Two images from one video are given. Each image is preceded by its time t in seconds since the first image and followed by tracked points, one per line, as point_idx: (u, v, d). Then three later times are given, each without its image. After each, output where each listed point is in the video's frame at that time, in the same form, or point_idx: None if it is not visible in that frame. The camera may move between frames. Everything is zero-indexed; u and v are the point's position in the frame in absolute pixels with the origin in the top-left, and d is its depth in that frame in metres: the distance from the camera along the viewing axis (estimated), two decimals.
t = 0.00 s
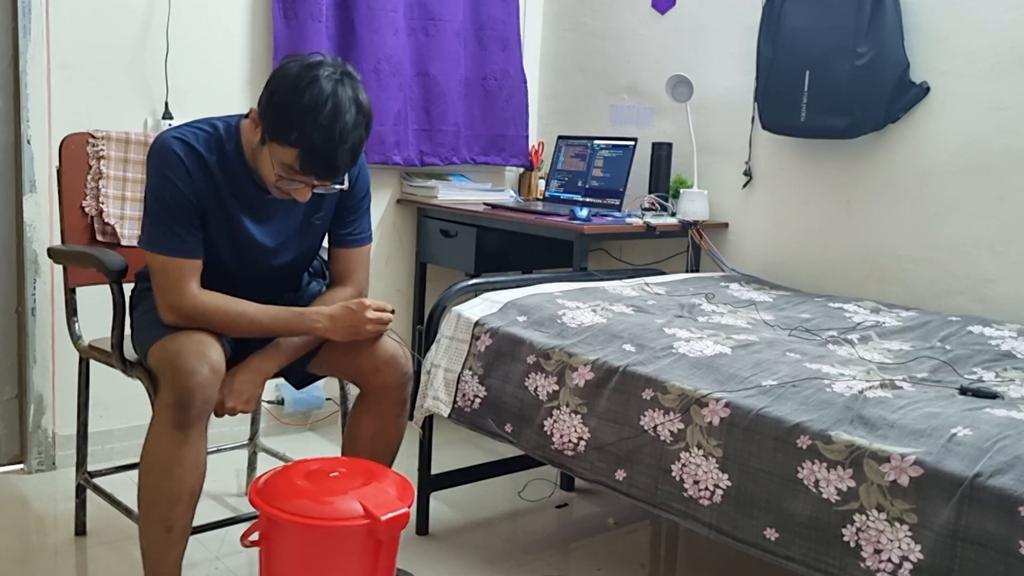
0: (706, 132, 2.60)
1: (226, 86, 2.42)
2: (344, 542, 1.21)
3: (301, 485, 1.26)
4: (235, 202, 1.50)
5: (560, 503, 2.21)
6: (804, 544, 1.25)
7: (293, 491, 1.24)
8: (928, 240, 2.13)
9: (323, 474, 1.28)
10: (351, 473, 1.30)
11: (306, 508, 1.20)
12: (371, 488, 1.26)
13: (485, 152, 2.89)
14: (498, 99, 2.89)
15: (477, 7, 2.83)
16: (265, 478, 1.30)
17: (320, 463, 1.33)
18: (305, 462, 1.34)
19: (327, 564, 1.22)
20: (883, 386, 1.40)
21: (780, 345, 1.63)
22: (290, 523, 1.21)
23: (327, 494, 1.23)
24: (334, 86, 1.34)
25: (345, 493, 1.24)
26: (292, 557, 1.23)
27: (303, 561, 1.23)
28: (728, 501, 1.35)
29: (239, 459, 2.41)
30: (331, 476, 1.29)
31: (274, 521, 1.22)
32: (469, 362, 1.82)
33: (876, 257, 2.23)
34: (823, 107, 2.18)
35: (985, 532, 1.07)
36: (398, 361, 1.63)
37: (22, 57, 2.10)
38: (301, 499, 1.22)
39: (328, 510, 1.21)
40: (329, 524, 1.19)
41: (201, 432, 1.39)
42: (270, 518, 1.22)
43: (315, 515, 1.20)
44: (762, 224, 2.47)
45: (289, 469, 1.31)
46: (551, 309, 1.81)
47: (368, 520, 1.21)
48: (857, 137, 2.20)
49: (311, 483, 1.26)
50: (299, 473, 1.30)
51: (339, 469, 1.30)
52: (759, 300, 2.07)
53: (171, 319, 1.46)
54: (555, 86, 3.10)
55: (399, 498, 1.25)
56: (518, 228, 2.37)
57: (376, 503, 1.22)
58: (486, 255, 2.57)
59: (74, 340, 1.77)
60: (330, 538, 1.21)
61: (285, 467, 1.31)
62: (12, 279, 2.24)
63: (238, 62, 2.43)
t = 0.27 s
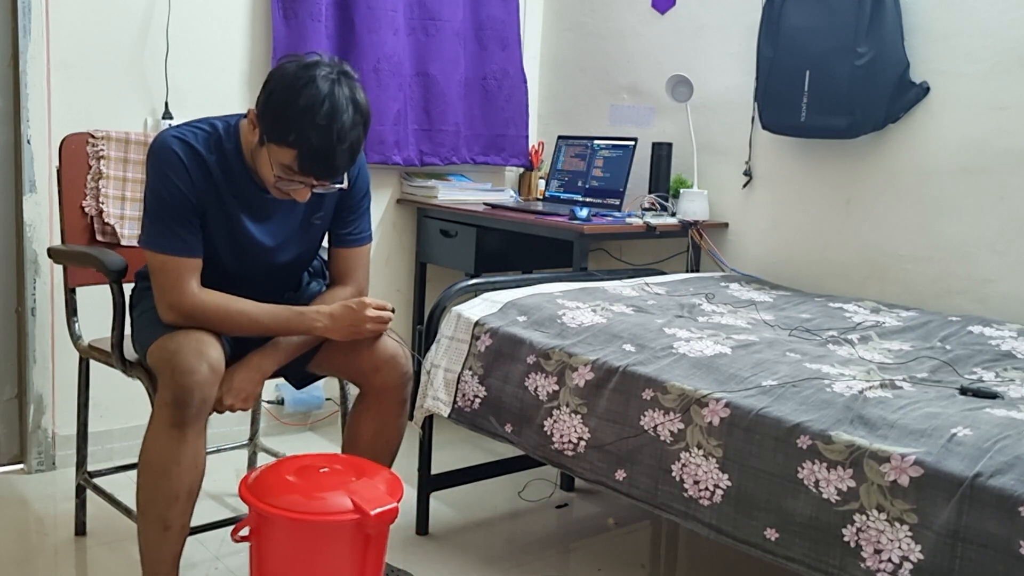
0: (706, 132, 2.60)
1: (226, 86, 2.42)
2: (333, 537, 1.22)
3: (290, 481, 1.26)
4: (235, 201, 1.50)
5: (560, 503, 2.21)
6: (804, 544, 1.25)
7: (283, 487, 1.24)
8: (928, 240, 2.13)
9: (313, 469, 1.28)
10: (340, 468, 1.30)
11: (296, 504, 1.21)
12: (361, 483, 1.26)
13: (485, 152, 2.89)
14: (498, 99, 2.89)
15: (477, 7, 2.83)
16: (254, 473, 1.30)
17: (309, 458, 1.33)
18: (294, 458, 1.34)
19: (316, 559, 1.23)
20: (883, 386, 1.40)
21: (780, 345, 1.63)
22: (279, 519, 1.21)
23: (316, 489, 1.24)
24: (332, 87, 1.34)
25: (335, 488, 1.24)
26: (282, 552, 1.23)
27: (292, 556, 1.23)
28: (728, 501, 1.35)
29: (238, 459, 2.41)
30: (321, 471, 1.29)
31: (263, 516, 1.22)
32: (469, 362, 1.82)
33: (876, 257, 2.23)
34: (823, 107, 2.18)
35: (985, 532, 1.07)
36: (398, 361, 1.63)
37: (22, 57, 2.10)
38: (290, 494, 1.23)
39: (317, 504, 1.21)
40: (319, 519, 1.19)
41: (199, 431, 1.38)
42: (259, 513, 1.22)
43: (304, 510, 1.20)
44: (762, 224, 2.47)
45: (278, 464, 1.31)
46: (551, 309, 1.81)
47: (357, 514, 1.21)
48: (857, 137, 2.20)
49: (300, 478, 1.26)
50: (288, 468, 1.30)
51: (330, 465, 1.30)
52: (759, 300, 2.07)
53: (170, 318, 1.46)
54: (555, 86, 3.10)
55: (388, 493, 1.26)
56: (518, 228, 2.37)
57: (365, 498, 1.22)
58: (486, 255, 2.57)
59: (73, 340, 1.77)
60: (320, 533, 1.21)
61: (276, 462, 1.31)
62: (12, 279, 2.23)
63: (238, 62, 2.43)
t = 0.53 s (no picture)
0: (705, 132, 2.60)
1: (227, 86, 2.42)
2: (323, 532, 1.23)
3: (280, 476, 1.27)
4: (235, 199, 1.50)
5: (560, 503, 2.21)
6: (804, 544, 1.25)
7: (273, 483, 1.26)
8: (928, 240, 2.13)
9: (303, 466, 1.30)
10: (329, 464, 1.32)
11: (287, 499, 1.22)
12: (350, 478, 1.28)
13: (485, 152, 2.89)
14: (498, 99, 2.89)
15: (477, 7, 2.83)
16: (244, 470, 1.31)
17: (299, 455, 1.35)
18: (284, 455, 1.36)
19: (306, 554, 1.24)
20: (883, 386, 1.40)
21: (780, 345, 1.63)
22: (270, 514, 1.22)
23: (306, 485, 1.25)
24: (330, 85, 1.33)
25: (324, 484, 1.26)
26: (272, 547, 1.25)
27: (282, 551, 1.25)
28: (728, 501, 1.35)
29: (238, 459, 2.41)
30: (311, 467, 1.31)
31: (254, 511, 1.24)
32: (469, 362, 1.82)
33: (876, 257, 2.23)
34: (823, 107, 2.18)
35: (984, 532, 1.07)
36: (398, 360, 1.62)
37: (22, 57, 2.10)
38: (281, 490, 1.24)
39: (307, 500, 1.23)
40: (309, 514, 1.21)
41: (195, 427, 1.38)
42: (250, 509, 1.24)
43: (295, 506, 1.22)
44: (762, 224, 2.47)
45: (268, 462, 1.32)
46: (551, 309, 1.81)
47: (346, 510, 1.23)
48: (856, 137, 2.20)
49: (290, 474, 1.28)
50: (278, 465, 1.32)
51: (319, 461, 1.32)
52: (759, 300, 2.07)
53: (169, 314, 1.46)
54: (555, 87, 3.10)
55: (377, 489, 1.27)
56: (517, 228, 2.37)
57: (354, 494, 1.24)
58: (486, 255, 2.57)
59: (74, 340, 1.77)
60: (310, 528, 1.23)
61: (265, 460, 1.33)
62: (12, 279, 2.23)
63: (239, 62, 2.43)
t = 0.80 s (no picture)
0: (706, 132, 2.60)
1: (227, 86, 2.42)
2: (313, 527, 1.24)
3: (270, 473, 1.27)
4: (235, 198, 1.50)
5: (560, 503, 2.21)
6: (804, 544, 1.25)
7: (263, 479, 1.26)
8: (928, 240, 2.13)
9: (293, 462, 1.31)
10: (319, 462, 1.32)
11: (278, 495, 1.22)
12: (340, 474, 1.29)
13: (485, 152, 2.89)
14: (498, 99, 2.89)
15: (477, 7, 2.83)
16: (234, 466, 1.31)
17: (288, 452, 1.35)
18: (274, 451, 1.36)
19: (297, 549, 1.25)
20: (883, 386, 1.40)
21: (780, 345, 1.63)
22: (261, 510, 1.22)
23: (296, 481, 1.26)
24: (329, 86, 1.34)
25: (315, 480, 1.26)
26: (263, 543, 1.25)
27: (273, 546, 1.25)
28: (728, 501, 1.35)
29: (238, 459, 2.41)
30: (301, 463, 1.31)
31: (245, 507, 1.24)
32: (469, 362, 1.82)
33: (876, 257, 2.23)
34: (823, 107, 2.18)
35: (985, 532, 1.07)
36: (398, 360, 1.62)
37: (22, 57, 2.10)
38: (272, 486, 1.24)
39: (298, 496, 1.23)
40: (299, 510, 1.22)
41: (192, 425, 1.38)
42: (240, 505, 1.24)
43: (287, 501, 1.22)
44: (762, 224, 2.47)
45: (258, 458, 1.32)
46: (551, 309, 1.81)
47: (336, 506, 1.23)
48: (856, 138, 2.20)
49: (280, 470, 1.28)
50: (268, 461, 1.32)
51: (309, 457, 1.33)
52: (759, 300, 2.07)
53: (169, 312, 1.46)
54: (555, 87, 3.10)
55: (368, 485, 1.28)
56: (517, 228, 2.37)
57: (344, 489, 1.25)
58: (486, 255, 2.57)
59: (74, 340, 1.77)
60: (300, 524, 1.23)
61: (255, 456, 1.33)
62: (12, 279, 2.23)
63: (239, 62, 2.43)
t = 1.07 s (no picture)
0: (706, 132, 2.60)
1: (227, 86, 2.42)
2: (310, 526, 1.24)
3: (268, 472, 1.28)
4: (233, 197, 1.50)
5: (560, 503, 2.21)
6: (804, 544, 1.25)
7: (260, 478, 1.26)
8: (928, 240, 2.13)
9: (289, 460, 1.31)
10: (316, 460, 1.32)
11: (275, 493, 1.23)
12: (336, 473, 1.29)
13: (485, 152, 2.89)
14: (498, 99, 2.89)
15: (477, 7, 2.83)
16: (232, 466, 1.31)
17: (286, 451, 1.35)
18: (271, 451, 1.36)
19: (294, 549, 1.25)
20: (883, 386, 1.39)
21: (780, 345, 1.63)
22: (257, 508, 1.23)
23: (293, 480, 1.26)
24: (323, 84, 1.34)
25: (311, 478, 1.26)
26: (259, 542, 1.25)
27: (270, 545, 1.25)
28: (728, 501, 1.35)
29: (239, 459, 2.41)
30: (297, 462, 1.31)
31: (242, 506, 1.24)
32: (469, 362, 1.82)
33: (876, 257, 2.23)
34: (823, 107, 2.18)
35: (984, 532, 1.07)
36: (399, 359, 1.62)
37: (22, 57, 2.10)
38: (269, 484, 1.24)
39: (295, 495, 1.23)
40: (296, 509, 1.22)
41: (185, 423, 1.37)
42: (237, 503, 1.24)
43: (283, 499, 1.22)
44: (762, 224, 2.47)
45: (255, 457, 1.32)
46: (551, 309, 1.81)
47: (333, 504, 1.23)
48: (856, 137, 2.20)
49: (277, 469, 1.28)
50: (265, 460, 1.33)
51: (306, 456, 1.33)
52: (759, 300, 2.07)
53: (165, 310, 1.45)
54: (555, 87, 3.10)
55: (365, 484, 1.28)
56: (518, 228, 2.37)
57: (340, 488, 1.25)
58: (486, 255, 2.57)
59: (74, 340, 1.77)
60: (297, 522, 1.23)
61: (252, 456, 1.33)
62: (12, 279, 2.23)
63: (239, 62, 2.43)
